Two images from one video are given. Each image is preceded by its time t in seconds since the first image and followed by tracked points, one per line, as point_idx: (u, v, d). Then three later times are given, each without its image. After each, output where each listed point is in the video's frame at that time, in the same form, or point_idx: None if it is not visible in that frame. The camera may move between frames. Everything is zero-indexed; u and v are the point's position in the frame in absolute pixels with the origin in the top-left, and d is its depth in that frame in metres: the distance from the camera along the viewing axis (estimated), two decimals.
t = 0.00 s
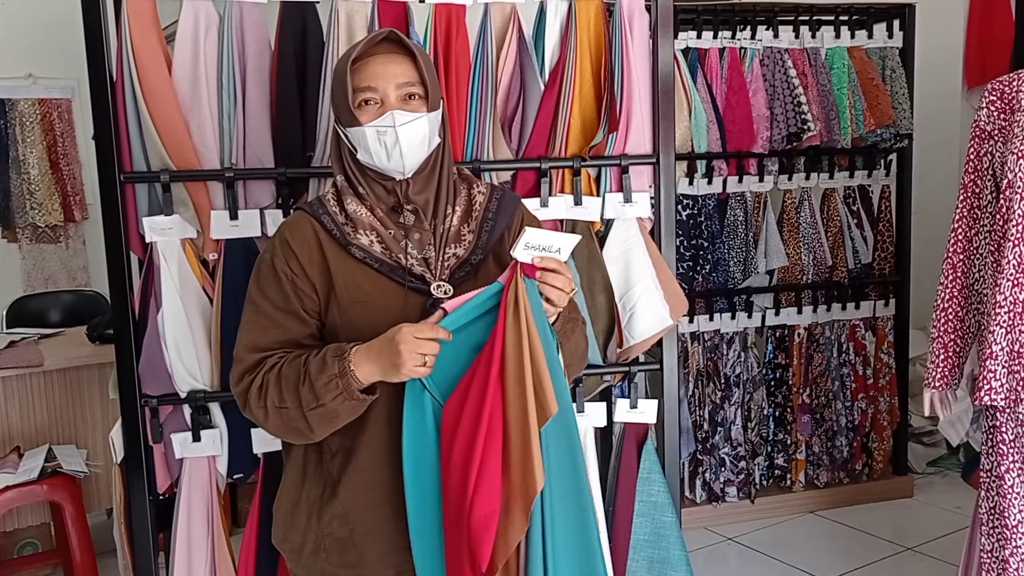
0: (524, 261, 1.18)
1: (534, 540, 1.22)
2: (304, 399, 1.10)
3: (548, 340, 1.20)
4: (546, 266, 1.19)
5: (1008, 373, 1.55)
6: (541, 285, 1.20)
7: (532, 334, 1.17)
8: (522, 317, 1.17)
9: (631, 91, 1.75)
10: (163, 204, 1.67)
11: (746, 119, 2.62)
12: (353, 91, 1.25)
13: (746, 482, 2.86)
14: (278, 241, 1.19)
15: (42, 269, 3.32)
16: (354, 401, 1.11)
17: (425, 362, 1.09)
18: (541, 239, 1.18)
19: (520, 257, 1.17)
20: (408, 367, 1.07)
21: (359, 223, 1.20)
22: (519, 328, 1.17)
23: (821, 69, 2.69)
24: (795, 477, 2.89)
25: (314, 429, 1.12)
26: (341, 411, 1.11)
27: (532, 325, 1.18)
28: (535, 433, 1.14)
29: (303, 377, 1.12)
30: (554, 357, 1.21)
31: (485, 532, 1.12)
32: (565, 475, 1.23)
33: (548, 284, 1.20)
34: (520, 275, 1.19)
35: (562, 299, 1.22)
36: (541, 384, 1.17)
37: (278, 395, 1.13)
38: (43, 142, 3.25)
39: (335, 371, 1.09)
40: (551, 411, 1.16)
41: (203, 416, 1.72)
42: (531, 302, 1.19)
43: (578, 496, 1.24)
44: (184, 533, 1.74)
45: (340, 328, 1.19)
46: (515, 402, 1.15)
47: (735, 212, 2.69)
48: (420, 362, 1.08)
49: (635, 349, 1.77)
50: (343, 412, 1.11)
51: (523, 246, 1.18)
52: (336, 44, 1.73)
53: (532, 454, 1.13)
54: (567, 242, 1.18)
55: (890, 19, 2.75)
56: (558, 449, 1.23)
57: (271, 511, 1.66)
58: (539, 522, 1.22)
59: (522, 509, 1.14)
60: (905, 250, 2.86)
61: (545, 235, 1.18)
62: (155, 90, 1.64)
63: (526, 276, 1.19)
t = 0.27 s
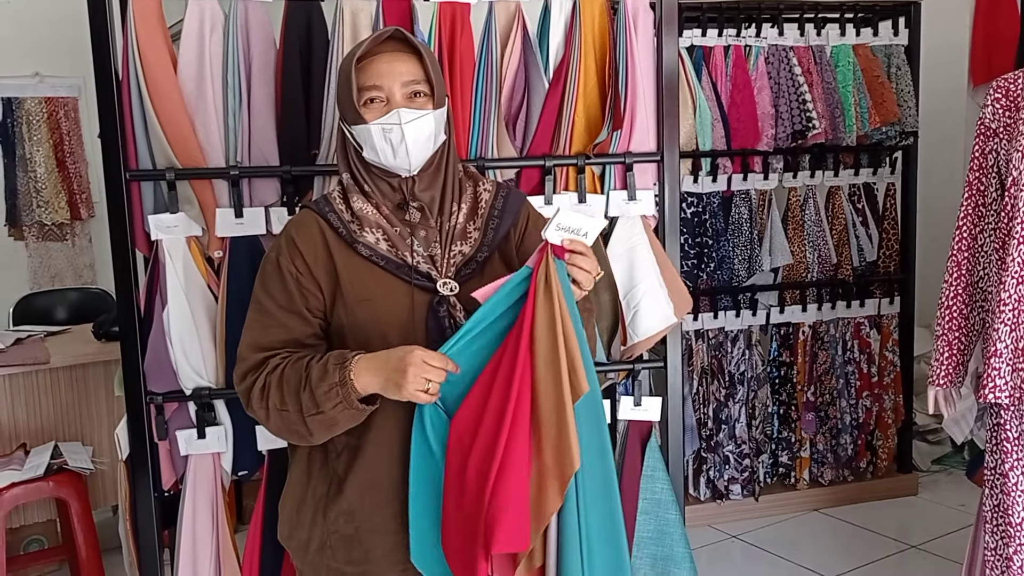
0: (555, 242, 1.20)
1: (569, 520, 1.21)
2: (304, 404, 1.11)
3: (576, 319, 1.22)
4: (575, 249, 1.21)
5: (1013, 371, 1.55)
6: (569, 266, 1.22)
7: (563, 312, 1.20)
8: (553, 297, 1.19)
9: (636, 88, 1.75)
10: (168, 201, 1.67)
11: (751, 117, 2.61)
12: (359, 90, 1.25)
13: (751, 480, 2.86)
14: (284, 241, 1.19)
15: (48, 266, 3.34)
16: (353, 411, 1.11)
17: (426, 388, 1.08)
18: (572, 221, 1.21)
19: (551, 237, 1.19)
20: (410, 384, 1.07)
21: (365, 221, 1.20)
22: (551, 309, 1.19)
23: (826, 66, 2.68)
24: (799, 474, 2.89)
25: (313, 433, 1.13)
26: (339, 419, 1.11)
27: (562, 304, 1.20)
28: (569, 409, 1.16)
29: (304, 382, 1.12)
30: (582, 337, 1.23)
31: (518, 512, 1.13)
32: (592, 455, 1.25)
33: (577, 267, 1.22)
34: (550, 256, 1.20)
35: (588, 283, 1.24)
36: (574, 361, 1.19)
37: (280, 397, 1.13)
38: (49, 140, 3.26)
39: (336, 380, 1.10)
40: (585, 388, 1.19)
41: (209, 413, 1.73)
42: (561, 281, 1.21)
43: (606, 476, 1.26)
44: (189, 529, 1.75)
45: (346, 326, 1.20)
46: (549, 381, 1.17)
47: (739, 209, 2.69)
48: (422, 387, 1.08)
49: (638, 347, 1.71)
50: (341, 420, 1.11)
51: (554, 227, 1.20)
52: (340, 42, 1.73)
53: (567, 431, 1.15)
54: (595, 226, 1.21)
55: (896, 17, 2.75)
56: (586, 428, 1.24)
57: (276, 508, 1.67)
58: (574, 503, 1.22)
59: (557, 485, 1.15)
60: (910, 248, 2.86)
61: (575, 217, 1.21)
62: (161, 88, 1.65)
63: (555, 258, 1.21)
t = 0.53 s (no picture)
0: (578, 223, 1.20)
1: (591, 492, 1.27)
2: (304, 416, 1.10)
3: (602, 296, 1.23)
4: (600, 229, 1.25)
5: (1020, 371, 1.54)
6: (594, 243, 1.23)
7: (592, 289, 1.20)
8: (583, 276, 1.19)
9: (639, 86, 1.75)
10: (171, 200, 1.66)
11: (756, 116, 2.60)
12: (365, 87, 1.24)
13: (755, 480, 2.85)
14: (287, 241, 1.17)
15: (51, 266, 3.34)
16: (350, 430, 1.09)
17: (415, 424, 1.05)
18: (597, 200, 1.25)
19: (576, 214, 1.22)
20: (400, 414, 1.05)
21: (368, 221, 1.19)
22: (581, 287, 1.19)
23: (830, 65, 2.68)
24: (803, 475, 2.88)
25: (311, 444, 1.11)
26: (336, 435, 1.10)
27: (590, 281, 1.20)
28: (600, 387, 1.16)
29: (305, 394, 1.10)
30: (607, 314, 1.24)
31: (545, 490, 1.13)
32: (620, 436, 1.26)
33: (601, 245, 1.26)
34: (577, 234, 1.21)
35: (612, 260, 1.26)
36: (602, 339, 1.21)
37: (282, 404, 1.12)
38: (52, 139, 3.26)
39: (337, 398, 1.08)
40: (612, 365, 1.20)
41: (212, 412, 1.72)
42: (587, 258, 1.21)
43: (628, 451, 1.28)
44: (192, 529, 1.74)
45: (350, 328, 1.18)
46: (578, 358, 1.17)
47: (743, 209, 2.68)
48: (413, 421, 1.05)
49: (642, 348, 1.61)
50: (338, 437, 1.10)
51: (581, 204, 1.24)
52: (344, 41, 1.73)
53: (597, 408, 1.15)
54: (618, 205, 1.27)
55: (900, 16, 2.74)
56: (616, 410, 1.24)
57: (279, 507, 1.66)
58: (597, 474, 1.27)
59: (584, 462, 1.16)
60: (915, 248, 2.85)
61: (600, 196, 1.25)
62: (164, 86, 1.64)
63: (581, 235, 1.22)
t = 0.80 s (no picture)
0: (587, 208, 1.24)
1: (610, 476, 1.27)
2: (310, 420, 1.10)
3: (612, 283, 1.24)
4: (608, 216, 1.26)
5: None
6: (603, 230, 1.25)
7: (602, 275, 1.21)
8: (594, 262, 1.20)
9: (645, 85, 1.75)
10: (177, 201, 1.67)
11: (761, 117, 2.60)
12: (375, 87, 1.24)
13: (760, 481, 2.84)
14: (292, 244, 1.17)
15: (57, 265, 3.35)
16: (357, 435, 1.10)
17: (423, 436, 1.06)
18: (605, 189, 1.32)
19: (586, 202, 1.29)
20: (408, 424, 1.05)
21: (373, 223, 1.19)
22: (592, 273, 1.20)
23: (836, 66, 2.67)
24: (809, 476, 2.88)
25: (317, 448, 1.12)
26: (343, 440, 1.10)
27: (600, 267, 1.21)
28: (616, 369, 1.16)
29: (311, 398, 1.10)
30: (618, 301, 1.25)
31: (566, 473, 1.12)
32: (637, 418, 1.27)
33: (610, 233, 1.27)
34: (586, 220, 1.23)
35: (621, 248, 1.28)
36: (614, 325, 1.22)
37: (287, 408, 1.12)
38: (58, 139, 3.27)
39: (343, 403, 1.08)
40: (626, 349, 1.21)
41: (217, 413, 1.73)
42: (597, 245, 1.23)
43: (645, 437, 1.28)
44: (198, 529, 1.74)
45: (355, 331, 1.18)
46: (592, 344, 1.17)
47: (749, 210, 2.67)
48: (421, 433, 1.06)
49: (647, 349, 1.60)
50: (345, 441, 1.10)
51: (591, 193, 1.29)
52: (349, 42, 1.73)
53: (614, 390, 1.16)
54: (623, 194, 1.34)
55: (907, 17, 2.73)
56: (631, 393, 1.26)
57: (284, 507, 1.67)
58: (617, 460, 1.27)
59: (606, 444, 1.15)
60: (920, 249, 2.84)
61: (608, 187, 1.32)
62: (170, 87, 1.64)
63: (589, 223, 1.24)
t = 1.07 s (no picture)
0: (589, 210, 1.24)
1: (614, 476, 1.28)
2: (316, 419, 1.10)
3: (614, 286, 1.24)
4: (611, 217, 1.28)
5: None
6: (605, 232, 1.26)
7: (604, 278, 1.21)
8: (595, 265, 1.21)
9: (653, 85, 1.74)
10: (187, 200, 1.67)
11: (769, 116, 2.60)
12: (385, 89, 1.25)
13: (767, 480, 2.84)
14: (300, 244, 1.18)
15: (67, 264, 3.37)
16: (362, 435, 1.10)
17: (427, 441, 1.07)
18: (607, 192, 1.50)
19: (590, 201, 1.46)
20: (414, 429, 1.06)
21: (381, 224, 1.20)
22: (594, 276, 1.20)
23: (844, 65, 2.67)
24: (816, 475, 2.88)
25: (323, 446, 1.12)
26: (348, 439, 1.10)
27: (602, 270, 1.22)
28: (617, 372, 1.17)
29: (318, 397, 1.11)
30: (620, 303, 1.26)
31: (575, 477, 1.12)
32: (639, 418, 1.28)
33: (612, 234, 1.28)
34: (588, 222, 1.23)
35: (623, 250, 1.29)
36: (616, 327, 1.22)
37: (294, 406, 1.13)
38: (68, 138, 3.29)
39: (348, 402, 1.08)
40: (627, 352, 1.22)
41: (226, 411, 1.73)
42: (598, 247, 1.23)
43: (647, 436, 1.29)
44: (207, 525, 1.76)
45: (363, 331, 1.19)
46: (595, 347, 1.18)
47: (756, 209, 2.68)
48: (425, 438, 1.07)
49: (655, 348, 1.60)
50: (350, 440, 1.10)
51: (594, 193, 1.47)
52: (358, 42, 1.74)
53: (615, 392, 1.16)
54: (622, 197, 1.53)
55: (915, 15, 2.73)
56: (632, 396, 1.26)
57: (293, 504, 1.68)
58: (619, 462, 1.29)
59: (606, 445, 1.16)
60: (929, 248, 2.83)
61: (610, 190, 1.50)
62: (180, 87, 1.65)
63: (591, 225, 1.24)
